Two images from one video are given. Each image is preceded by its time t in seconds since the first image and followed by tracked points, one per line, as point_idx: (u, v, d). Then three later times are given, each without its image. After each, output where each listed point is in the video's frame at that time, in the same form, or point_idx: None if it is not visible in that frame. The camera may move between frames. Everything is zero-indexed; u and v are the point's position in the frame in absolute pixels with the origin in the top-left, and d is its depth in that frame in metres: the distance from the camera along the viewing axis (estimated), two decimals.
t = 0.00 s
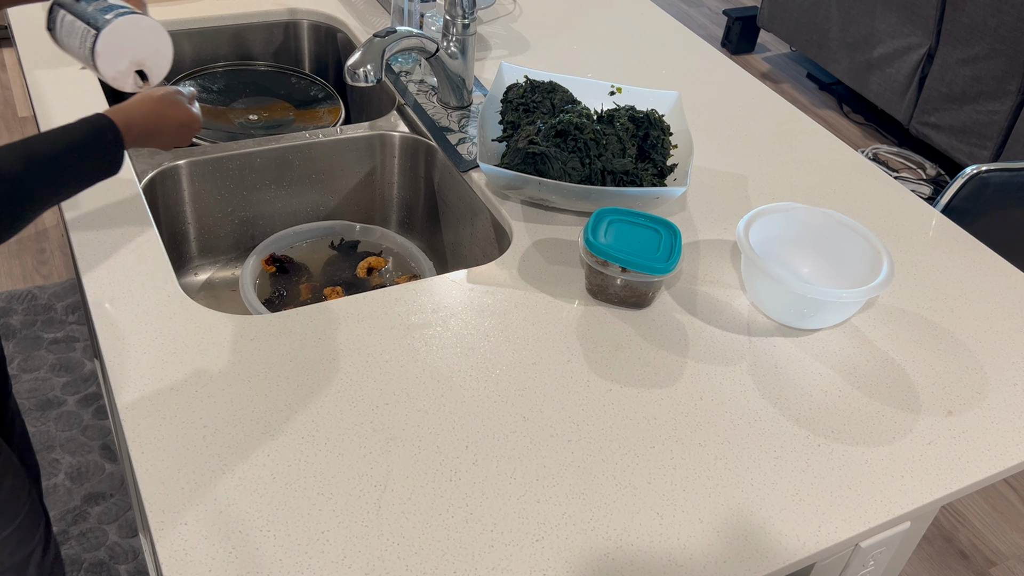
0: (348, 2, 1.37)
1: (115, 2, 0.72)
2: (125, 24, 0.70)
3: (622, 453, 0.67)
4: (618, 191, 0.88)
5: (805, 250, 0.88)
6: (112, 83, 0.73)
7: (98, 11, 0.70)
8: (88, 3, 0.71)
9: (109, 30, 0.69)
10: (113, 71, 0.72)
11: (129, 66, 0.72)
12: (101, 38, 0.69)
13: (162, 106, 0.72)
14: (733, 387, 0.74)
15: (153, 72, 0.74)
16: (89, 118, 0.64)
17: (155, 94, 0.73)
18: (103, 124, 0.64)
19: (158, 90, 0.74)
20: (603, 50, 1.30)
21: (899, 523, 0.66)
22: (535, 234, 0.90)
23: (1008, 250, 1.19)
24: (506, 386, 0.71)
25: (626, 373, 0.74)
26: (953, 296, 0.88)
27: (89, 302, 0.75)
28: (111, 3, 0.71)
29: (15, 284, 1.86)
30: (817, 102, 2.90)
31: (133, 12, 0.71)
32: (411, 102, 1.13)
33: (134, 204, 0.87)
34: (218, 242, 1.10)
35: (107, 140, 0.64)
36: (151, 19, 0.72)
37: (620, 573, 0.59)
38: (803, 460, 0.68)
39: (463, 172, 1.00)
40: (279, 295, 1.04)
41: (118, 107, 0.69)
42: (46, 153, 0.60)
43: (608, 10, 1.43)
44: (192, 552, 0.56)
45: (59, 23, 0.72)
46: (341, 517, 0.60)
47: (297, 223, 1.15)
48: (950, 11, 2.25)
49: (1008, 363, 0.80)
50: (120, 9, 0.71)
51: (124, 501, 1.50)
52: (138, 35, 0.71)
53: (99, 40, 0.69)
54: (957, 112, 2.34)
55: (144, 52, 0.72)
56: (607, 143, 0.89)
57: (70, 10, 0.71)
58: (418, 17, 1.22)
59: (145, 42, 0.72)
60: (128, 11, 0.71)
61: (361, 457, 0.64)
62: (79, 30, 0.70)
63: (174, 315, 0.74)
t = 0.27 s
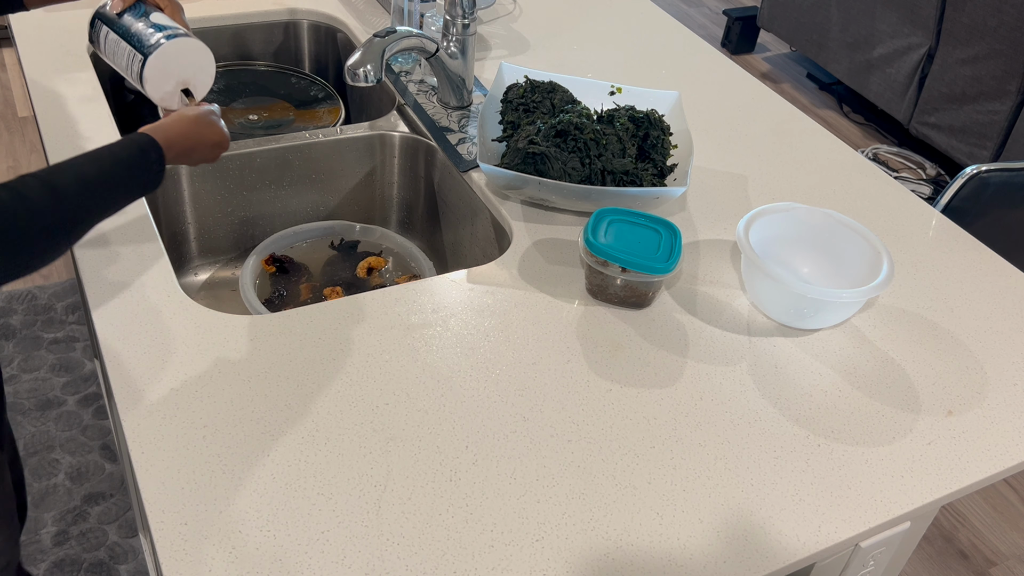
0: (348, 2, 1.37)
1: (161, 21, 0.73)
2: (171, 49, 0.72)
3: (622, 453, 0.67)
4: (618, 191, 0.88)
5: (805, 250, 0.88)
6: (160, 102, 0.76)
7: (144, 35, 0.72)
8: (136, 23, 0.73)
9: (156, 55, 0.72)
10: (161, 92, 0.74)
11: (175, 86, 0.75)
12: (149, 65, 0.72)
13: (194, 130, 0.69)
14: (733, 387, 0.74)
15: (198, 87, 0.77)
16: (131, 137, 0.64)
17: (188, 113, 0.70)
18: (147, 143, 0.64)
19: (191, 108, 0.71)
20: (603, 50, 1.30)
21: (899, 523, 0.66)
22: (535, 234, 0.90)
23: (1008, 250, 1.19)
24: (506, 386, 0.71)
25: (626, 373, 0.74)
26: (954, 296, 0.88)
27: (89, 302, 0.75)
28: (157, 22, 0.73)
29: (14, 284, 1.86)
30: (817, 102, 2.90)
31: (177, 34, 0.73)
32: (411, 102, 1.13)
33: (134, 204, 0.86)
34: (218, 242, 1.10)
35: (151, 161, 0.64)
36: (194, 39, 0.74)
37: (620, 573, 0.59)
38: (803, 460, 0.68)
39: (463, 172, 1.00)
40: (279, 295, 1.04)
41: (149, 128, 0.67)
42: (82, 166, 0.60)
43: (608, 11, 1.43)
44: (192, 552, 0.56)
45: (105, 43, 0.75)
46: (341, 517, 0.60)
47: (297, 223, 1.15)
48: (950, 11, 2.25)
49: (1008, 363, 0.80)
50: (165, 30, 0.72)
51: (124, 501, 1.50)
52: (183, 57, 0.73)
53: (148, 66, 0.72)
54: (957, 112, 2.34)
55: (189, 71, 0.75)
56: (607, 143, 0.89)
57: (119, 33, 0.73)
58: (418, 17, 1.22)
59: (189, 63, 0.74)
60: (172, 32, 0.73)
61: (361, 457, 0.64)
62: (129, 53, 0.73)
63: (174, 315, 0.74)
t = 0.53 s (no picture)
0: (348, 2, 1.37)
1: (169, 36, 0.73)
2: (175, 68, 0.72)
3: (622, 453, 0.67)
4: (618, 191, 0.88)
5: (805, 251, 0.88)
6: (163, 118, 0.75)
7: (150, 51, 0.72)
8: (143, 34, 0.73)
9: (160, 74, 0.71)
10: (163, 109, 0.74)
11: (178, 104, 0.74)
12: (152, 83, 0.71)
13: (215, 143, 0.69)
14: (733, 387, 0.74)
15: (201, 105, 0.76)
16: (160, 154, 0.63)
17: (209, 130, 0.69)
18: (175, 160, 0.63)
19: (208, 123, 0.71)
20: (603, 50, 1.30)
21: (899, 523, 0.66)
22: (535, 234, 0.90)
23: (1008, 251, 1.19)
24: (506, 386, 0.71)
25: (626, 373, 0.74)
26: (953, 296, 0.88)
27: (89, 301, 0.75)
28: (165, 38, 0.73)
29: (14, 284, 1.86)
30: (817, 102, 2.90)
31: (183, 53, 0.72)
32: (411, 102, 1.13)
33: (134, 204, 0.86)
34: (218, 242, 1.10)
35: (181, 177, 0.63)
36: (201, 59, 0.73)
37: (620, 573, 0.59)
38: (803, 460, 0.68)
39: (463, 173, 1.00)
40: (279, 295, 1.04)
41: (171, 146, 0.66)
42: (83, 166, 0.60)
43: (608, 11, 1.43)
44: (192, 552, 0.56)
45: (109, 48, 0.75)
46: (341, 517, 0.60)
47: (297, 223, 1.15)
48: (950, 11, 2.25)
49: (1008, 363, 0.80)
50: (172, 49, 0.72)
51: (124, 501, 1.50)
52: (187, 77, 0.73)
53: (151, 84, 0.72)
54: (957, 112, 2.34)
55: (192, 89, 0.74)
56: (607, 143, 0.89)
57: (125, 43, 0.73)
58: (418, 17, 1.22)
59: (193, 83, 0.73)
60: (179, 50, 0.73)
61: (361, 457, 0.64)
62: (134, 68, 0.73)
63: (174, 315, 0.74)
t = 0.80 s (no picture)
0: (348, 2, 1.37)
1: (185, 38, 0.73)
2: (193, 73, 0.72)
3: (622, 453, 0.67)
4: (618, 191, 0.88)
5: (805, 250, 0.88)
6: (178, 116, 0.76)
7: (168, 53, 0.72)
8: (159, 34, 0.73)
9: (178, 78, 0.72)
10: (180, 108, 0.75)
11: (193, 103, 0.75)
12: (170, 87, 0.72)
13: (230, 148, 0.69)
14: (733, 387, 0.74)
15: (216, 102, 0.77)
16: (177, 165, 0.64)
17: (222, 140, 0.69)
18: (193, 170, 0.64)
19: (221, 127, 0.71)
20: (604, 50, 1.30)
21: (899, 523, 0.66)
22: (535, 234, 0.90)
23: (1008, 251, 1.19)
24: (506, 386, 0.71)
25: (626, 373, 0.74)
26: (954, 296, 0.88)
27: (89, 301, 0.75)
28: (182, 40, 0.73)
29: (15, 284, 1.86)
30: (817, 102, 2.90)
31: (200, 57, 0.72)
32: (411, 102, 1.13)
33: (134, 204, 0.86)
34: (218, 242, 1.10)
35: (197, 187, 0.65)
36: (218, 62, 0.73)
37: (620, 573, 0.59)
38: (803, 460, 0.68)
39: (463, 173, 1.00)
40: (279, 295, 1.04)
41: (189, 151, 0.67)
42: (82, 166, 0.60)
43: (608, 11, 1.43)
44: (192, 553, 0.56)
45: (123, 43, 0.76)
46: (341, 517, 0.60)
47: (297, 223, 1.15)
48: (950, 11, 2.25)
49: (1008, 364, 0.80)
50: (189, 52, 0.72)
51: (124, 501, 1.50)
52: (205, 79, 0.73)
53: (168, 87, 0.72)
54: (957, 112, 2.34)
55: (208, 89, 0.75)
56: (607, 143, 0.89)
57: (141, 40, 0.74)
58: (418, 17, 1.22)
59: (210, 84, 0.74)
60: (196, 53, 0.73)
61: (361, 457, 0.64)
62: (151, 68, 0.73)
63: (175, 315, 0.74)
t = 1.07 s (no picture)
0: (348, 2, 1.37)
1: (182, 35, 0.73)
2: (191, 69, 0.72)
3: (622, 453, 0.67)
4: (618, 191, 0.88)
5: (805, 250, 0.88)
6: (181, 116, 0.76)
7: (165, 52, 0.72)
8: (158, 33, 0.73)
9: (176, 75, 0.72)
10: (182, 107, 0.75)
11: (194, 102, 0.75)
12: (169, 84, 0.72)
13: (231, 146, 0.69)
14: (733, 387, 0.74)
15: (218, 100, 0.77)
16: (174, 163, 0.64)
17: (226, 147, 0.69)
18: (193, 168, 0.64)
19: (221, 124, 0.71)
20: (604, 51, 1.30)
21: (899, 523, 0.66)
22: (535, 234, 0.90)
23: (1008, 251, 1.19)
24: (506, 386, 0.71)
25: (626, 373, 0.74)
26: (954, 296, 0.88)
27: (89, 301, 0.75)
28: (178, 37, 0.73)
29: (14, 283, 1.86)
30: (817, 102, 2.90)
31: (198, 53, 0.72)
32: (411, 102, 1.14)
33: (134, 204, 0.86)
34: (218, 242, 1.10)
35: (199, 184, 0.65)
36: (215, 57, 0.73)
37: (620, 573, 0.59)
38: (804, 460, 0.68)
39: (463, 172, 1.00)
40: (279, 295, 1.04)
41: (189, 150, 0.67)
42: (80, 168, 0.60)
43: (608, 11, 1.43)
44: (192, 553, 0.56)
45: (123, 46, 0.76)
46: (341, 517, 0.60)
47: (296, 223, 1.15)
48: (950, 11, 2.25)
49: (1008, 364, 0.80)
50: (186, 48, 0.72)
51: (123, 501, 1.50)
52: (203, 76, 0.73)
53: (167, 85, 0.72)
54: (957, 112, 2.34)
55: (208, 88, 0.74)
56: (607, 143, 0.89)
57: (140, 42, 0.74)
58: (418, 17, 1.22)
59: (209, 80, 0.74)
60: (193, 49, 0.73)
61: (361, 457, 0.64)
62: (150, 67, 0.73)
63: (175, 315, 0.74)
